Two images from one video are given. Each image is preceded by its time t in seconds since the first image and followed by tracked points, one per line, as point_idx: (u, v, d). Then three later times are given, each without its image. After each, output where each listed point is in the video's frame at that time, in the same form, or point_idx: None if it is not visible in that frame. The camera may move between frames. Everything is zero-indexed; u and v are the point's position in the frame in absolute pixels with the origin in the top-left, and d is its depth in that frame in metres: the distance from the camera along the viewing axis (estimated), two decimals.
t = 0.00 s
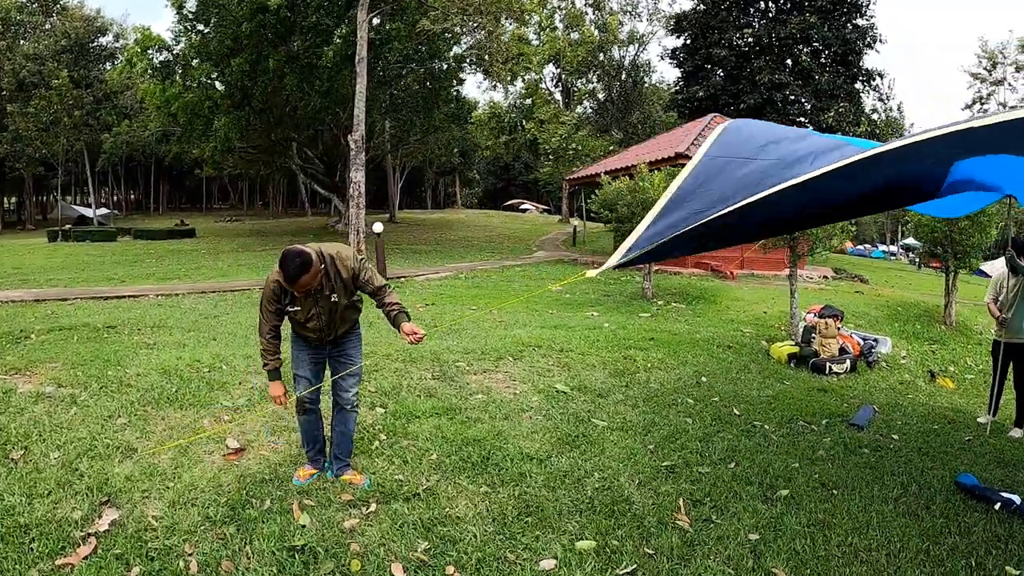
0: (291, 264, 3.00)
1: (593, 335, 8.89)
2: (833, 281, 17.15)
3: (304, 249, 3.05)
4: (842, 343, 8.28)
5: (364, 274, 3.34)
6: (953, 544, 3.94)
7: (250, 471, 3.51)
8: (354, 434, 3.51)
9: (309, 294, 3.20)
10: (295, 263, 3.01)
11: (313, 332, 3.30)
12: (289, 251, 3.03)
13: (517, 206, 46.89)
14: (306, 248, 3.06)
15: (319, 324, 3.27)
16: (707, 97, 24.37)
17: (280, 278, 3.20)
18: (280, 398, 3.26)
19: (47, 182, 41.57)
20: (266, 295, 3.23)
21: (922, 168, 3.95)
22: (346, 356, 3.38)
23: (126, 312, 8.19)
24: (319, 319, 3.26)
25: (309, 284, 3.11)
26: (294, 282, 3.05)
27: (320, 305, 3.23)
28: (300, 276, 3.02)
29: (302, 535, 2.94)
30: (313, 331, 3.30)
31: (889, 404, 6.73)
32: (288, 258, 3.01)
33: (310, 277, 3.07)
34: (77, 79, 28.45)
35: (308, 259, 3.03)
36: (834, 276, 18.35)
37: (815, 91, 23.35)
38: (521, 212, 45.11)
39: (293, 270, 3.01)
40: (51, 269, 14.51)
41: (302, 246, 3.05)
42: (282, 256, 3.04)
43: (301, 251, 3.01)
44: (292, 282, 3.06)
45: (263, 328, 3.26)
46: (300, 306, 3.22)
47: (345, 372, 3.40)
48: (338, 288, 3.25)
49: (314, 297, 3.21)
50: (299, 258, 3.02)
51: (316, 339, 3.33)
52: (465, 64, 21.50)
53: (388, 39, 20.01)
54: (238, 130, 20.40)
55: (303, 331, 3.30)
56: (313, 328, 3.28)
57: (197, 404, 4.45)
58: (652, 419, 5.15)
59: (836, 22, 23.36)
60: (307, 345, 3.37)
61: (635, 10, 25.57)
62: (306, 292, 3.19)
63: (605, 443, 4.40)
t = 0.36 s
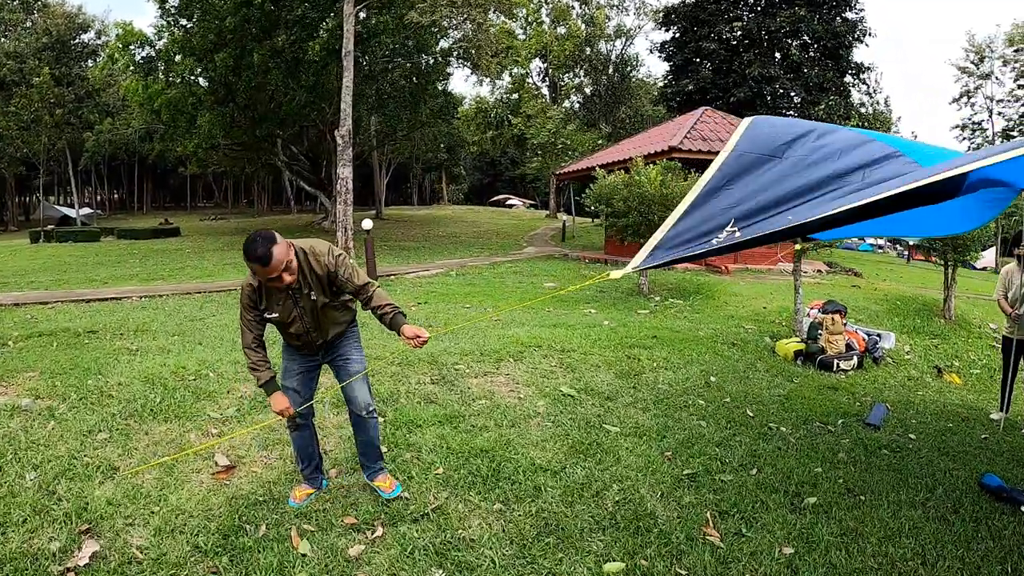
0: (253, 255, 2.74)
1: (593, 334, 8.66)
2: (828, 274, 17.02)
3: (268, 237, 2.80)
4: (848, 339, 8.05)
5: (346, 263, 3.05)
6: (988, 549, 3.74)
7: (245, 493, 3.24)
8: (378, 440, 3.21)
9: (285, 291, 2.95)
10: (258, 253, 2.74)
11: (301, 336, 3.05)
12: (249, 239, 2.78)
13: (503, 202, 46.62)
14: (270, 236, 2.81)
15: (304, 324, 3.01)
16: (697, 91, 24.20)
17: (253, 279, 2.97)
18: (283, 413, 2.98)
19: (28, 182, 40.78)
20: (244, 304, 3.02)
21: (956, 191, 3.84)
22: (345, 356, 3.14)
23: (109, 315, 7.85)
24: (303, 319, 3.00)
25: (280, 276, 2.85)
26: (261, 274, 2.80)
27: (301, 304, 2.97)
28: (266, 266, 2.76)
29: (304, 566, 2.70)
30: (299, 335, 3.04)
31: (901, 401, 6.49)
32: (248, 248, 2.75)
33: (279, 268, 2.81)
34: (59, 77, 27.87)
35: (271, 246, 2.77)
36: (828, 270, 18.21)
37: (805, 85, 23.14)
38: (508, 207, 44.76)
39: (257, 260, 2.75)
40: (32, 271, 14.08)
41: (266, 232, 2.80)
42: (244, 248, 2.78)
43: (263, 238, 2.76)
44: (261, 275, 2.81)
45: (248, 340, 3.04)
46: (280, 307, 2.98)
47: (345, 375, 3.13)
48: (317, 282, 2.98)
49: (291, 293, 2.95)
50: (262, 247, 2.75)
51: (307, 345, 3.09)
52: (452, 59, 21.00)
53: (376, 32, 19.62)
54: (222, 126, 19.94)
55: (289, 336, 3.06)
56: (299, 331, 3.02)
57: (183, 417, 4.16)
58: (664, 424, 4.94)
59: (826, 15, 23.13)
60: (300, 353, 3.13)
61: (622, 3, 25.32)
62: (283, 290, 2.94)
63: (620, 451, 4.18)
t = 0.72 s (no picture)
0: (273, 244, 2.49)
1: (587, 331, 8.46)
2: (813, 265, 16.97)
3: (293, 227, 2.54)
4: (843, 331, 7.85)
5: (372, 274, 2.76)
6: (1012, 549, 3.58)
7: (233, 517, 2.99)
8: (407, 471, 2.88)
9: (301, 295, 2.68)
10: (278, 243, 2.49)
11: (312, 348, 2.76)
12: (270, 224, 2.53)
13: (481, 195, 46.31)
14: (295, 227, 2.55)
15: (317, 336, 2.72)
16: (678, 83, 24.05)
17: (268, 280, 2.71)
18: (293, 419, 2.69)
19: None
20: (254, 305, 2.76)
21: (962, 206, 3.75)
22: (364, 377, 2.84)
23: (83, 320, 7.49)
24: (317, 330, 2.71)
25: (301, 273, 2.59)
26: (279, 269, 2.54)
27: (316, 313, 2.69)
28: (286, 258, 2.50)
29: None
30: (311, 347, 2.76)
31: (904, 395, 6.32)
32: (267, 236, 2.49)
33: (299, 266, 2.55)
34: (30, 74, 27.25)
35: (292, 237, 2.51)
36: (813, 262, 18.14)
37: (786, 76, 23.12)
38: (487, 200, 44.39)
39: (276, 251, 2.49)
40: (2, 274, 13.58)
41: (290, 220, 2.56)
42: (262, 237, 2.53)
43: (286, 227, 2.50)
44: (279, 270, 2.55)
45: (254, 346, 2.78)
46: (292, 314, 2.70)
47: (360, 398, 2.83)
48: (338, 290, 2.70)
49: (307, 298, 2.68)
50: (283, 237, 2.49)
51: (317, 359, 2.80)
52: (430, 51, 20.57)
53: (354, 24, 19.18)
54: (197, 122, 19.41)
55: (300, 348, 2.78)
56: (310, 342, 2.74)
57: (163, 432, 3.87)
58: (670, 426, 4.77)
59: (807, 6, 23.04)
60: (310, 368, 2.85)
61: None
62: (300, 293, 2.67)
63: (629, 457, 3.99)
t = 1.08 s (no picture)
0: (346, 229, 2.27)
1: (572, 325, 8.33)
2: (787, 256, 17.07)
3: (362, 212, 2.32)
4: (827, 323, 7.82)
5: (430, 267, 2.60)
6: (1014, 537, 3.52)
7: (223, 533, 2.79)
8: (419, 483, 2.72)
9: (356, 289, 2.44)
10: (350, 228, 2.27)
11: (357, 348, 2.53)
12: (337, 207, 2.29)
13: (451, 189, 45.95)
14: (364, 212, 2.33)
15: (367, 334, 2.50)
16: (651, 75, 24.00)
17: (317, 273, 2.44)
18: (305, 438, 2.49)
19: None
20: (292, 303, 2.45)
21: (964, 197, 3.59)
22: (400, 380, 2.64)
23: (48, 320, 7.13)
24: (367, 327, 2.49)
25: (362, 263, 2.35)
26: (347, 258, 2.31)
27: (370, 309, 2.48)
28: (358, 246, 2.29)
29: None
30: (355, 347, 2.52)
31: (892, 384, 6.27)
32: (337, 219, 2.26)
33: (368, 256, 2.34)
34: None
35: (363, 223, 2.30)
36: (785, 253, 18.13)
37: (758, 70, 23.22)
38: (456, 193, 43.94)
39: (349, 237, 2.28)
40: None
41: (358, 205, 2.34)
42: (327, 221, 2.29)
43: (358, 212, 2.29)
44: (345, 260, 2.32)
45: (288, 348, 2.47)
46: (343, 311, 2.45)
47: (397, 403, 2.63)
48: (393, 283, 2.50)
49: (362, 292, 2.45)
50: (356, 222, 2.28)
51: (358, 361, 2.56)
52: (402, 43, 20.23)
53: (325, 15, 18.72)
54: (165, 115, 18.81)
55: (342, 348, 2.53)
56: (357, 340, 2.51)
57: (140, 441, 3.63)
58: (666, 422, 4.67)
59: (781, 1, 23.13)
60: (345, 371, 2.60)
61: None
62: (355, 287, 2.44)
63: (632, 457, 3.88)
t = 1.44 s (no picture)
0: (395, 244, 2.13)
1: (549, 325, 8.24)
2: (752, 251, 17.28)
3: (409, 225, 2.19)
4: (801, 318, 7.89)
5: (457, 285, 2.50)
6: (1004, 523, 3.52)
7: (215, 558, 2.64)
8: (421, 496, 2.64)
9: (386, 305, 2.30)
10: (399, 243, 2.13)
11: (377, 363, 2.39)
12: (383, 220, 2.14)
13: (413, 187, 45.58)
14: (411, 225, 2.19)
15: (390, 350, 2.37)
16: (615, 73, 24.07)
17: (345, 286, 2.26)
18: (315, 464, 2.29)
19: None
20: (313, 318, 2.25)
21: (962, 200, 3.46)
22: (411, 392, 2.55)
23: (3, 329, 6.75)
24: (391, 343, 2.36)
25: (402, 279, 2.20)
26: (389, 274, 2.17)
27: (396, 325, 2.34)
28: (404, 262, 2.16)
29: None
30: (374, 363, 2.39)
31: (869, 378, 6.34)
32: (384, 233, 2.12)
33: (412, 274, 2.20)
34: None
35: (411, 237, 2.16)
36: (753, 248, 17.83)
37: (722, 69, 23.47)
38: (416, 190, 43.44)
39: (396, 252, 2.14)
40: None
41: (403, 216, 2.20)
42: (372, 234, 2.13)
43: (405, 227, 2.15)
44: (387, 275, 2.18)
45: (303, 366, 2.27)
46: (368, 326, 2.30)
47: (409, 419, 2.54)
48: (423, 299, 2.39)
49: (391, 308, 2.31)
50: (404, 238, 2.14)
51: (375, 375, 2.43)
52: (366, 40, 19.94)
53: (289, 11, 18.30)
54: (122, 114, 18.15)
55: (361, 363, 2.38)
56: (380, 356, 2.37)
57: (115, 460, 3.42)
58: (656, 421, 4.63)
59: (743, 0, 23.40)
60: (357, 384, 2.46)
61: None
62: (385, 303, 2.29)
63: (626, 458, 3.84)
